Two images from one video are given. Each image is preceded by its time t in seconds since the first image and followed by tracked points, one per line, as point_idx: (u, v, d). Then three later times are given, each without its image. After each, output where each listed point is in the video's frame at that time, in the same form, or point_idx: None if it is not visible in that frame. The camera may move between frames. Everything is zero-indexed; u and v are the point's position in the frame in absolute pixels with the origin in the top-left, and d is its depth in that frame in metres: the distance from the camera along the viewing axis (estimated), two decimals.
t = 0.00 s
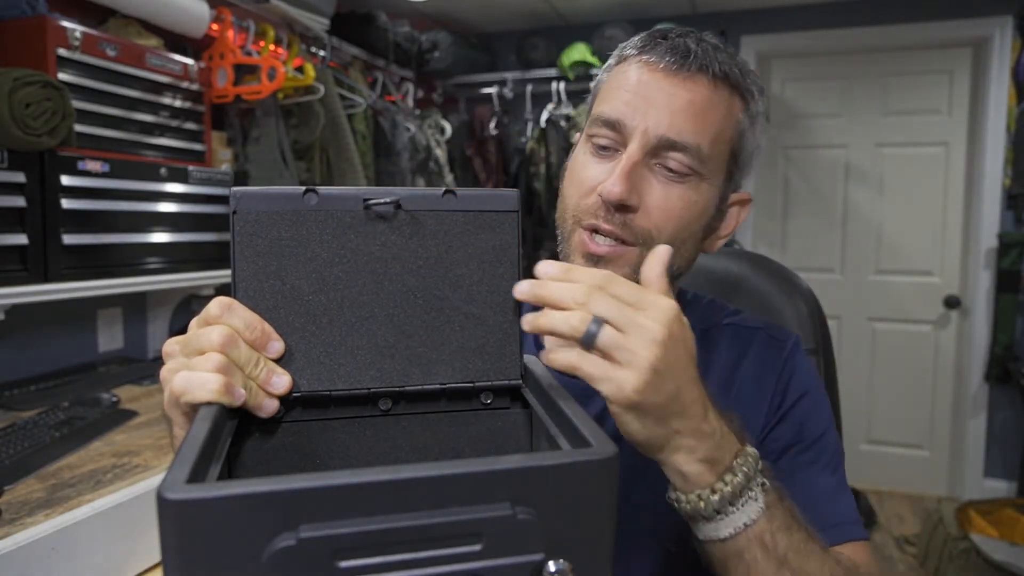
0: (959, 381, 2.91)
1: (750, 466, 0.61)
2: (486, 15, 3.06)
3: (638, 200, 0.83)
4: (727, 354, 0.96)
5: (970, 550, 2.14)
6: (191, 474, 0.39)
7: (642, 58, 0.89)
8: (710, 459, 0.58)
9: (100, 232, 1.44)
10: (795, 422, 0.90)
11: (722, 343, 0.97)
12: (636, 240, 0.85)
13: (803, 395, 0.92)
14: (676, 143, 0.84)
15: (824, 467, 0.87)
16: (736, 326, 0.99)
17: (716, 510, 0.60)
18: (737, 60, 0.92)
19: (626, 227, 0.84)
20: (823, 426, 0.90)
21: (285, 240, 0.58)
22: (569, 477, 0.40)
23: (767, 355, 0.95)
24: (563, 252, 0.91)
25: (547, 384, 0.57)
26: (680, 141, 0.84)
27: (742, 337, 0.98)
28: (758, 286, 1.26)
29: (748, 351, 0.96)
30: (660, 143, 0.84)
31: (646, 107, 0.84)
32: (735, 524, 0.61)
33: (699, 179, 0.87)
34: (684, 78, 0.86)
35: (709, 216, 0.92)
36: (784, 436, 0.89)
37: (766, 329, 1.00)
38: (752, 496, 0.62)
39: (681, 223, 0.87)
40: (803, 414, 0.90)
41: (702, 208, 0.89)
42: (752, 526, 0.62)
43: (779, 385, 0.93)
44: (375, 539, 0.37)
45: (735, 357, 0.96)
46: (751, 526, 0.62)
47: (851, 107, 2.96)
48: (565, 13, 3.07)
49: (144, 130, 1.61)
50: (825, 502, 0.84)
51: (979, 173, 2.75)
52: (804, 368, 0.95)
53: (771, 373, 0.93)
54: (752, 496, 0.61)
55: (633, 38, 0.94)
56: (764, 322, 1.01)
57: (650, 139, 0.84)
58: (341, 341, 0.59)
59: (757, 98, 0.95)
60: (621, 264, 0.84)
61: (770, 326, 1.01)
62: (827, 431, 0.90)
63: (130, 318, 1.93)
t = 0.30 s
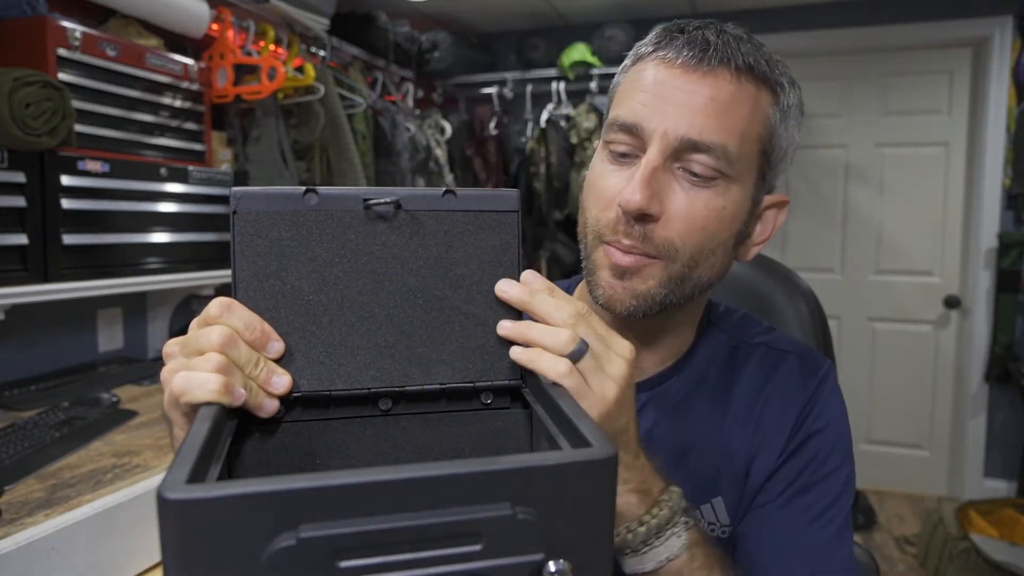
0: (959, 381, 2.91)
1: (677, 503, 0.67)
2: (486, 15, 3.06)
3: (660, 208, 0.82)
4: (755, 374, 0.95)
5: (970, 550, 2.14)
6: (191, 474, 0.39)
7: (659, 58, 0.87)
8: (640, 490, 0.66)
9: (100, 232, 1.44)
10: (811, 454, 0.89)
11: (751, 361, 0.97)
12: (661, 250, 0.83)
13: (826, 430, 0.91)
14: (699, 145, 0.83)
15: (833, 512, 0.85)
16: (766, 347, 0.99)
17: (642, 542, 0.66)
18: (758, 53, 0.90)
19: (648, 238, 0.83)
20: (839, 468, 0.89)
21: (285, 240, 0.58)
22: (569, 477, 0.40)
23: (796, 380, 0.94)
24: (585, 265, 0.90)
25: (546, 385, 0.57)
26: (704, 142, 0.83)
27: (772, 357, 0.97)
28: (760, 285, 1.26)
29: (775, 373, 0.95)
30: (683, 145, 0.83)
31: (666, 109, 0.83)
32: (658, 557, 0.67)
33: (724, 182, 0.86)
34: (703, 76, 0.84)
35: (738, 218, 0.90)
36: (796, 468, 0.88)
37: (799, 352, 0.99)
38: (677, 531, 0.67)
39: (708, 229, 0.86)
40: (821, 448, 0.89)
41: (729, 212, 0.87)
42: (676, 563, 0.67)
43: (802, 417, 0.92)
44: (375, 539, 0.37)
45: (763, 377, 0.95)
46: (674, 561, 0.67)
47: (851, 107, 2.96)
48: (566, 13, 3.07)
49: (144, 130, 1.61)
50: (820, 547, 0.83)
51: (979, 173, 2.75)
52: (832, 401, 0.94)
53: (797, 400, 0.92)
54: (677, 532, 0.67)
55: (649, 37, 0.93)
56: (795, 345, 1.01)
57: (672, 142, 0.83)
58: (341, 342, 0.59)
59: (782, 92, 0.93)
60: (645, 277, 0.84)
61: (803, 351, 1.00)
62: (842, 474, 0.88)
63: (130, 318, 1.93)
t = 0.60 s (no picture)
0: (959, 381, 2.91)
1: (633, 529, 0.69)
2: (486, 15, 3.06)
3: (645, 228, 0.81)
4: (771, 392, 0.94)
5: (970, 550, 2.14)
6: (191, 474, 0.39)
7: (651, 68, 0.86)
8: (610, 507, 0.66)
9: (100, 232, 1.44)
10: (822, 477, 0.87)
11: (767, 379, 0.96)
12: (647, 269, 0.84)
13: (840, 454, 0.89)
14: (686, 161, 0.81)
15: (836, 540, 0.84)
16: (784, 364, 0.98)
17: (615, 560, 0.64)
18: (754, 56, 0.87)
19: (636, 257, 0.83)
20: (848, 494, 0.88)
21: (285, 240, 0.58)
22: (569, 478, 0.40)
23: (813, 399, 0.93)
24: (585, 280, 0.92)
25: (546, 385, 0.57)
26: (691, 157, 0.81)
27: (789, 374, 0.96)
28: (760, 284, 1.26)
29: (791, 391, 0.94)
30: (669, 162, 0.81)
31: (651, 124, 0.82)
32: None
33: (717, 197, 0.84)
34: (692, 86, 0.82)
35: (738, 231, 0.88)
36: (805, 490, 0.87)
37: (818, 370, 0.97)
38: (638, 555, 0.67)
39: (698, 246, 0.85)
40: (833, 471, 0.88)
41: (725, 227, 0.86)
42: None
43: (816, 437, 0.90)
44: (375, 539, 0.37)
45: (778, 395, 0.94)
46: None
47: (851, 107, 2.96)
48: (566, 13, 3.07)
49: (144, 130, 1.61)
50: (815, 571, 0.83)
51: (979, 173, 2.75)
52: (849, 425, 0.92)
53: (813, 420, 0.91)
54: (638, 555, 0.67)
55: (647, 42, 0.92)
56: (816, 363, 0.99)
57: (658, 159, 0.81)
58: (341, 343, 0.59)
59: (783, 94, 0.90)
60: (636, 296, 0.85)
61: (824, 370, 0.98)
62: (851, 501, 0.87)
63: (131, 318, 1.93)
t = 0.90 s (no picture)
0: (959, 381, 2.91)
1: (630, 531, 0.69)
2: (486, 15, 3.06)
3: (642, 214, 0.81)
4: (761, 386, 0.94)
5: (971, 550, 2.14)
6: (191, 474, 0.39)
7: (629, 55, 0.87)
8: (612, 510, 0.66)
9: (100, 232, 1.44)
10: (815, 471, 0.88)
11: (757, 374, 0.96)
12: (647, 257, 0.84)
13: (832, 448, 0.89)
14: (676, 145, 0.82)
15: (831, 535, 0.84)
16: (774, 358, 0.98)
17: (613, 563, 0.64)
18: (727, 36, 0.88)
19: (633, 246, 0.83)
20: (841, 487, 0.88)
21: (285, 240, 0.58)
22: (569, 478, 0.40)
23: (803, 394, 0.93)
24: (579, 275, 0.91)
25: (546, 385, 0.57)
26: (680, 139, 0.82)
27: (779, 368, 0.97)
28: (761, 286, 1.26)
29: (782, 386, 0.94)
30: (660, 147, 0.82)
31: (638, 110, 0.82)
32: None
33: (708, 178, 0.85)
34: (673, 69, 0.83)
35: (731, 213, 0.89)
36: (799, 485, 0.87)
37: (808, 364, 0.98)
38: (635, 556, 0.67)
39: (694, 230, 0.85)
40: (825, 465, 0.88)
41: (718, 208, 0.86)
42: None
43: (808, 431, 0.90)
44: (375, 539, 0.37)
45: (769, 389, 0.94)
46: None
47: (851, 107, 2.96)
48: (566, 14, 3.07)
49: (144, 130, 1.61)
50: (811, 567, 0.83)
51: (979, 173, 2.75)
52: (840, 418, 0.92)
53: (804, 414, 0.91)
54: (636, 557, 0.67)
55: (620, 33, 0.92)
56: (806, 357, 1.00)
57: (649, 144, 0.82)
58: (341, 343, 0.59)
59: (759, 73, 0.91)
60: (634, 286, 0.84)
61: (814, 363, 0.99)
62: (845, 494, 0.88)
63: (131, 318, 1.93)
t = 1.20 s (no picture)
0: (959, 381, 2.91)
1: (630, 523, 0.69)
2: (486, 15, 3.06)
3: (638, 185, 0.82)
4: (744, 371, 0.95)
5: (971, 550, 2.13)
6: (191, 474, 0.39)
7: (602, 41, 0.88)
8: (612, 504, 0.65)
9: (100, 232, 1.44)
10: (798, 453, 0.88)
11: (739, 359, 0.96)
12: (644, 229, 0.84)
13: (813, 429, 0.90)
14: (663, 115, 0.84)
15: (816, 516, 0.85)
16: (755, 343, 0.99)
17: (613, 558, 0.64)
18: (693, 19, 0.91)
19: (631, 219, 0.83)
20: (824, 468, 0.89)
21: (285, 240, 0.58)
22: (569, 478, 0.40)
23: (784, 377, 0.94)
24: (567, 264, 0.90)
25: (546, 385, 0.57)
26: (666, 110, 0.84)
27: (760, 354, 0.97)
28: (761, 287, 1.26)
29: (763, 370, 0.95)
30: (648, 118, 0.83)
31: (623, 87, 0.83)
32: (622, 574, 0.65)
33: (694, 149, 0.86)
34: (649, 46, 0.85)
35: (714, 184, 0.91)
36: (783, 467, 0.88)
37: (787, 349, 0.99)
38: (636, 549, 0.68)
39: (686, 200, 0.86)
40: (808, 446, 0.89)
41: (704, 180, 0.88)
42: None
43: (790, 414, 0.91)
44: (374, 539, 0.37)
45: (751, 374, 0.94)
46: None
47: (851, 107, 2.96)
48: (566, 13, 3.07)
49: (144, 130, 1.61)
50: (799, 546, 0.83)
51: (979, 173, 2.74)
52: (820, 401, 0.93)
53: (786, 397, 0.92)
54: (636, 550, 0.67)
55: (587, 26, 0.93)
56: (785, 342, 1.01)
57: (636, 117, 0.83)
58: (341, 342, 0.59)
59: (725, 54, 0.94)
60: (632, 259, 0.84)
61: (793, 348, 1.00)
62: (827, 474, 0.88)
63: (131, 318, 1.93)
